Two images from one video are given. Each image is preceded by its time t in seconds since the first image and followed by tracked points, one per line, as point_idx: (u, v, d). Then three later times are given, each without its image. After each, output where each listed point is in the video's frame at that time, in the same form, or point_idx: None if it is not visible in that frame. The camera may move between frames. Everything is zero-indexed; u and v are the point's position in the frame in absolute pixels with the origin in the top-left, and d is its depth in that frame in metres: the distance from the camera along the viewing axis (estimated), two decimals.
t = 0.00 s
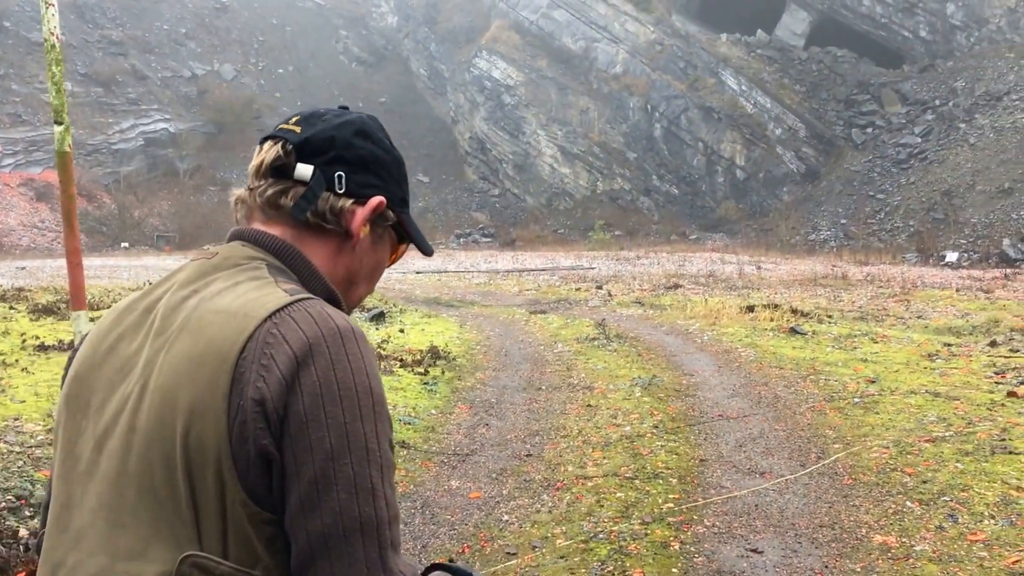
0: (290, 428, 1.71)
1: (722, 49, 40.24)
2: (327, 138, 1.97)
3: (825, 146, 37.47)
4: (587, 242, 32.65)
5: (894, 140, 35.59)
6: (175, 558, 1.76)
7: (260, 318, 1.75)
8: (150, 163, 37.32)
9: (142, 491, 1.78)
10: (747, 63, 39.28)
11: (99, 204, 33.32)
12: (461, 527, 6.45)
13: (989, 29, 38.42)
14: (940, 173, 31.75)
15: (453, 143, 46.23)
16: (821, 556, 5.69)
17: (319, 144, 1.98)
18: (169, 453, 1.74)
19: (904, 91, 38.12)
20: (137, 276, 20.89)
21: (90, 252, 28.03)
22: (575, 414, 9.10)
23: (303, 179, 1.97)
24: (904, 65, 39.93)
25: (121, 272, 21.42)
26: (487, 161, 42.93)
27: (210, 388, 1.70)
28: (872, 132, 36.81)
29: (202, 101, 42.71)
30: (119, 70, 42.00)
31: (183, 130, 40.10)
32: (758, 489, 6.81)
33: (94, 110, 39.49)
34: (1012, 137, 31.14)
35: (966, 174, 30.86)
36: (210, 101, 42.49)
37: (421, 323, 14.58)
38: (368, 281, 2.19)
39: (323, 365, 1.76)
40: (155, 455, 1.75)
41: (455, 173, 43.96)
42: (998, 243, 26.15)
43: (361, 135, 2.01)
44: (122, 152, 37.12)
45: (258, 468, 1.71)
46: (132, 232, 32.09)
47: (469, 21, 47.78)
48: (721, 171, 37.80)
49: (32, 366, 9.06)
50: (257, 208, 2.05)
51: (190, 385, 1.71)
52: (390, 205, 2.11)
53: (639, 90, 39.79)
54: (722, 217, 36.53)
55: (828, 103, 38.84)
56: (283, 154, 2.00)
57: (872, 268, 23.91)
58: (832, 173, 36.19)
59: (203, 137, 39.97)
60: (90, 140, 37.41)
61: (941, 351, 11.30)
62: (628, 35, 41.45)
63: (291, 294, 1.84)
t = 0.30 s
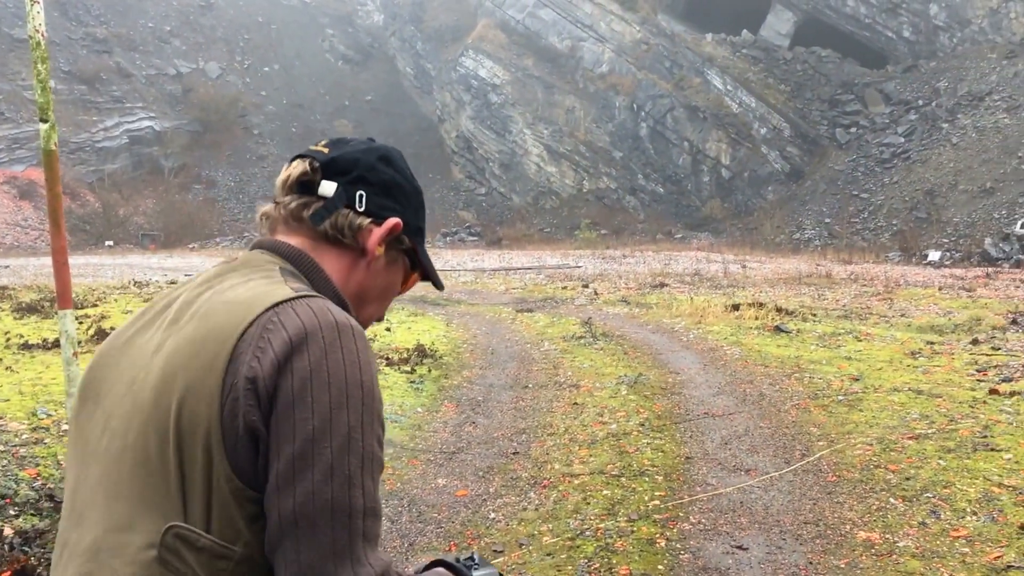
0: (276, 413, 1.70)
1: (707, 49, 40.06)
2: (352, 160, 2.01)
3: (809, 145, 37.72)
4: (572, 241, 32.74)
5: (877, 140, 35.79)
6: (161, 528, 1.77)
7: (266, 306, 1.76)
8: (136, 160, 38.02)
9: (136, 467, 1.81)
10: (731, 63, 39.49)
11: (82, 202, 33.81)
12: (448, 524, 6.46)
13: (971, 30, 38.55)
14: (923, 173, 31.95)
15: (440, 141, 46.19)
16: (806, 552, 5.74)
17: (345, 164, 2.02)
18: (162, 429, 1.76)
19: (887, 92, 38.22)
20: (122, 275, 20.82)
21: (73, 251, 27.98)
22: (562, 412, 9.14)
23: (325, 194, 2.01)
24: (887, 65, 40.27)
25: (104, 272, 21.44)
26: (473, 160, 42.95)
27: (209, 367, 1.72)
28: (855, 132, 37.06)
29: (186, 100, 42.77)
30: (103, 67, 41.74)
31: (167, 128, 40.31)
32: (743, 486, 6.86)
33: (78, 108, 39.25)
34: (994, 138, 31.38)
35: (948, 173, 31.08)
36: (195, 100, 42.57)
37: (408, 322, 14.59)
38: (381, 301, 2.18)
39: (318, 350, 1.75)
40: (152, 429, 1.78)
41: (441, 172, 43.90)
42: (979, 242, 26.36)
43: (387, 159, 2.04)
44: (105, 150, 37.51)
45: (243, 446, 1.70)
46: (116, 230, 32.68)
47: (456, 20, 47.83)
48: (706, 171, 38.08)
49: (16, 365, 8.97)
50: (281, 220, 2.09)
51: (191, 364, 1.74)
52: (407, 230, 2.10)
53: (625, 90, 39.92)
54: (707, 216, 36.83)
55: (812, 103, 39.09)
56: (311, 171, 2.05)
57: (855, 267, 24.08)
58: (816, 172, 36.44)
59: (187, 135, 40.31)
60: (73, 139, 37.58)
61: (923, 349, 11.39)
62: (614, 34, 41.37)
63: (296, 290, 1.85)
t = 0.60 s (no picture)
0: (333, 496, 1.62)
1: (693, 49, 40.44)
2: (449, 339, 2.00)
3: (794, 145, 37.97)
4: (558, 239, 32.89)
5: (861, 140, 36.04)
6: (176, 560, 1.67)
7: (359, 408, 1.74)
8: (120, 158, 38.08)
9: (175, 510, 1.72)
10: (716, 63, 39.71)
11: (66, 201, 34.21)
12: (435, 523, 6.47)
13: (954, 30, 38.80)
14: (905, 173, 32.16)
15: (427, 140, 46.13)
16: (790, 549, 5.78)
17: (441, 340, 2.00)
18: (219, 473, 1.70)
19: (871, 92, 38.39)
20: (106, 274, 20.73)
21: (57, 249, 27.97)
22: (548, 410, 9.17)
23: (419, 360, 1.96)
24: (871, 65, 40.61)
25: (90, 269, 21.52)
26: (460, 159, 43.01)
27: (283, 431, 1.69)
28: (840, 132, 37.31)
29: (171, 97, 42.66)
30: (87, 65, 41.42)
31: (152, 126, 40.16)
32: (728, 483, 6.91)
33: (62, 105, 39.05)
34: (976, 138, 31.62)
35: (931, 173, 31.31)
36: (181, 97, 42.47)
37: (396, 321, 14.60)
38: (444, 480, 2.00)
39: (398, 452, 1.71)
40: (205, 478, 1.71)
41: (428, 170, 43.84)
42: (961, 241, 26.57)
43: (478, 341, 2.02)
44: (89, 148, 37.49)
45: (294, 518, 1.64)
46: (101, 228, 33.22)
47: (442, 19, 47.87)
48: (692, 170, 38.31)
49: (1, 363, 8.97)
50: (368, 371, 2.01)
51: (271, 427, 1.71)
52: (485, 420, 2.00)
53: (611, 89, 40.03)
54: (692, 215, 37.11)
55: (797, 103, 39.33)
56: (408, 339, 2.03)
57: (839, 265, 24.25)
58: (800, 172, 36.68)
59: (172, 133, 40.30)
60: (58, 136, 37.49)
61: (906, 347, 11.49)
62: (600, 34, 41.58)
63: (379, 408, 1.80)
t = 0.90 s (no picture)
0: None
1: (679, 49, 40.95)
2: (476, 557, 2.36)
3: (780, 145, 38.16)
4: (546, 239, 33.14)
5: (846, 140, 35.99)
6: None
7: None
8: (105, 156, 37.57)
9: None
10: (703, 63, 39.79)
11: (52, 199, 33.84)
12: (423, 520, 6.47)
13: (938, 32, 38.51)
14: (890, 173, 32.35)
15: (415, 138, 46.06)
16: (776, 545, 5.83)
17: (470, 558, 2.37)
18: None
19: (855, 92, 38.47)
20: (92, 272, 20.57)
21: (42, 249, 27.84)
22: (535, 408, 9.20)
23: None
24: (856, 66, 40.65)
25: (76, 269, 21.45)
26: (447, 157, 43.00)
27: None
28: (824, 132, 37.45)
29: (157, 95, 42.33)
30: (71, 62, 40.74)
31: (137, 123, 39.68)
32: (714, 480, 6.96)
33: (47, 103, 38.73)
34: (959, 138, 31.85)
35: (915, 173, 31.52)
36: (166, 95, 42.17)
37: (382, 319, 14.57)
38: None
39: None
40: None
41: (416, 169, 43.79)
42: (945, 241, 26.80)
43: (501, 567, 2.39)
44: (75, 146, 37.03)
45: None
46: (87, 227, 32.92)
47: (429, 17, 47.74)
48: (678, 169, 38.45)
49: None
50: None
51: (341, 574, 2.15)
52: None
53: (598, 88, 40.02)
54: (679, 214, 37.60)
55: (783, 102, 39.51)
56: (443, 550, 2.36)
57: (824, 264, 24.36)
58: (786, 172, 36.89)
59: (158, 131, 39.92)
60: (42, 133, 36.95)
61: (891, 346, 11.57)
62: (587, 33, 41.43)
63: None
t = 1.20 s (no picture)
0: None
1: (668, 48, 41.09)
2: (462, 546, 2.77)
3: (767, 144, 38.32)
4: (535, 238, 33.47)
5: (833, 141, 36.51)
6: None
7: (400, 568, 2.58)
8: (94, 154, 37.55)
9: None
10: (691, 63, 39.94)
11: (41, 197, 33.75)
12: (412, 518, 6.50)
13: (925, 32, 38.90)
14: (877, 173, 32.53)
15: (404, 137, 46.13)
16: (764, 542, 5.86)
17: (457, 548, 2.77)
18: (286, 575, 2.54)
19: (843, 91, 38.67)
20: (81, 271, 20.53)
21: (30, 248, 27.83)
22: (524, 407, 9.22)
23: None
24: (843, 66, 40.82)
25: (65, 267, 21.47)
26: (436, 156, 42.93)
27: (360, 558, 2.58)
28: (812, 132, 37.71)
29: (146, 93, 42.22)
30: (60, 59, 40.53)
31: (126, 122, 39.58)
32: (702, 478, 6.99)
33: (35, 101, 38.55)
34: (945, 138, 32.07)
35: (902, 173, 31.67)
36: (155, 94, 42.06)
37: (372, 317, 14.62)
38: None
39: None
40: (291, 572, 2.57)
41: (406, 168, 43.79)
42: (931, 241, 26.95)
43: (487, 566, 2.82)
44: (63, 144, 36.92)
45: None
46: (76, 225, 32.83)
47: (418, 16, 47.70)
48: (666, 169, 38.61)
49: None
50: None
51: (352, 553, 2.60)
52: None
53: (587, 88, 40.03)
54: (668, 213, 37.96)
55: (770, 102, 39.69)
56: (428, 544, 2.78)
57: (812, 263, 24.48)
58: (773, 171, 37.05)
59: (147, 129, 39.97)
60: (31, 131, 36.74)
61: (877, 344, 11.65)
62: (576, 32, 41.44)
63: None
